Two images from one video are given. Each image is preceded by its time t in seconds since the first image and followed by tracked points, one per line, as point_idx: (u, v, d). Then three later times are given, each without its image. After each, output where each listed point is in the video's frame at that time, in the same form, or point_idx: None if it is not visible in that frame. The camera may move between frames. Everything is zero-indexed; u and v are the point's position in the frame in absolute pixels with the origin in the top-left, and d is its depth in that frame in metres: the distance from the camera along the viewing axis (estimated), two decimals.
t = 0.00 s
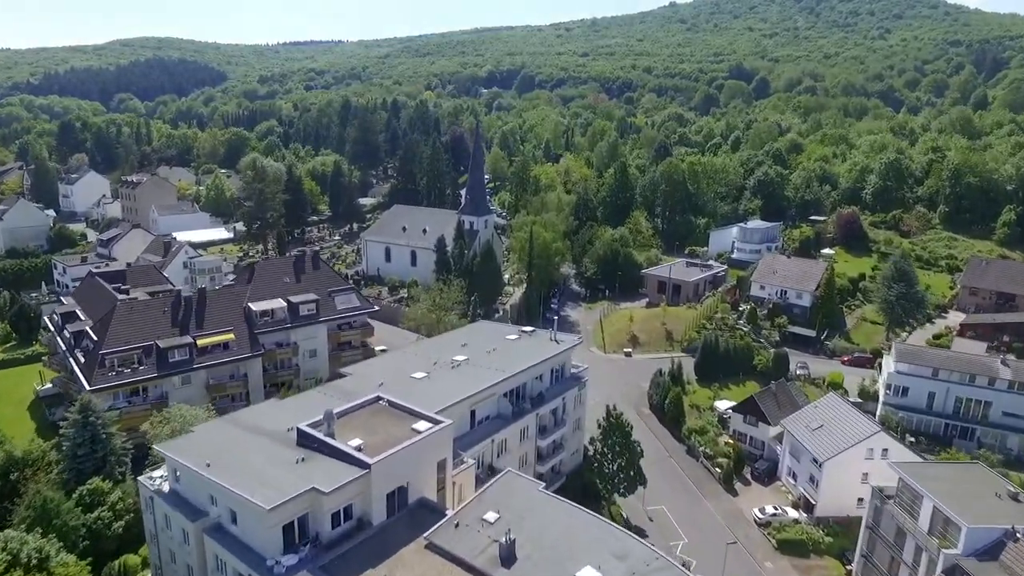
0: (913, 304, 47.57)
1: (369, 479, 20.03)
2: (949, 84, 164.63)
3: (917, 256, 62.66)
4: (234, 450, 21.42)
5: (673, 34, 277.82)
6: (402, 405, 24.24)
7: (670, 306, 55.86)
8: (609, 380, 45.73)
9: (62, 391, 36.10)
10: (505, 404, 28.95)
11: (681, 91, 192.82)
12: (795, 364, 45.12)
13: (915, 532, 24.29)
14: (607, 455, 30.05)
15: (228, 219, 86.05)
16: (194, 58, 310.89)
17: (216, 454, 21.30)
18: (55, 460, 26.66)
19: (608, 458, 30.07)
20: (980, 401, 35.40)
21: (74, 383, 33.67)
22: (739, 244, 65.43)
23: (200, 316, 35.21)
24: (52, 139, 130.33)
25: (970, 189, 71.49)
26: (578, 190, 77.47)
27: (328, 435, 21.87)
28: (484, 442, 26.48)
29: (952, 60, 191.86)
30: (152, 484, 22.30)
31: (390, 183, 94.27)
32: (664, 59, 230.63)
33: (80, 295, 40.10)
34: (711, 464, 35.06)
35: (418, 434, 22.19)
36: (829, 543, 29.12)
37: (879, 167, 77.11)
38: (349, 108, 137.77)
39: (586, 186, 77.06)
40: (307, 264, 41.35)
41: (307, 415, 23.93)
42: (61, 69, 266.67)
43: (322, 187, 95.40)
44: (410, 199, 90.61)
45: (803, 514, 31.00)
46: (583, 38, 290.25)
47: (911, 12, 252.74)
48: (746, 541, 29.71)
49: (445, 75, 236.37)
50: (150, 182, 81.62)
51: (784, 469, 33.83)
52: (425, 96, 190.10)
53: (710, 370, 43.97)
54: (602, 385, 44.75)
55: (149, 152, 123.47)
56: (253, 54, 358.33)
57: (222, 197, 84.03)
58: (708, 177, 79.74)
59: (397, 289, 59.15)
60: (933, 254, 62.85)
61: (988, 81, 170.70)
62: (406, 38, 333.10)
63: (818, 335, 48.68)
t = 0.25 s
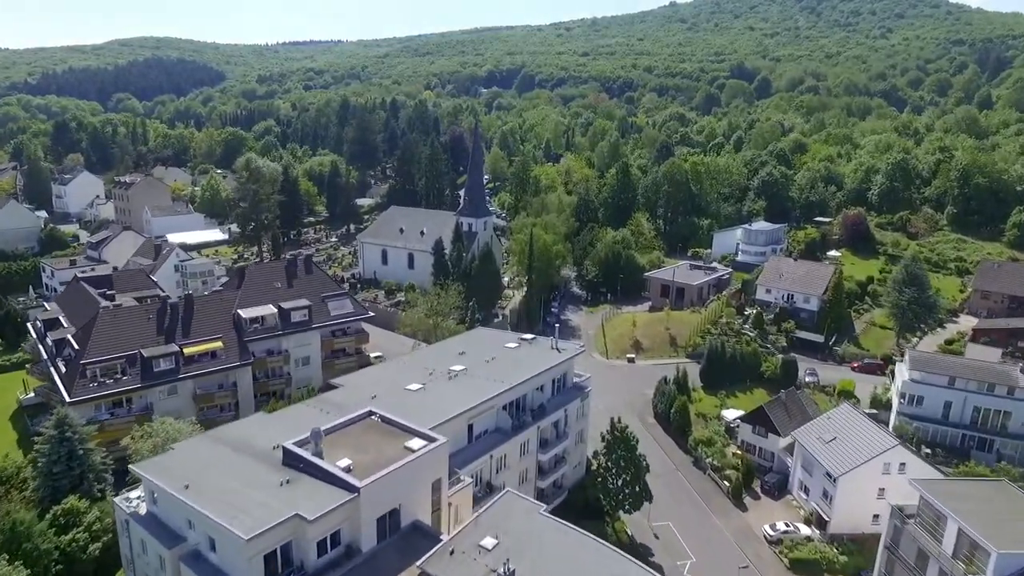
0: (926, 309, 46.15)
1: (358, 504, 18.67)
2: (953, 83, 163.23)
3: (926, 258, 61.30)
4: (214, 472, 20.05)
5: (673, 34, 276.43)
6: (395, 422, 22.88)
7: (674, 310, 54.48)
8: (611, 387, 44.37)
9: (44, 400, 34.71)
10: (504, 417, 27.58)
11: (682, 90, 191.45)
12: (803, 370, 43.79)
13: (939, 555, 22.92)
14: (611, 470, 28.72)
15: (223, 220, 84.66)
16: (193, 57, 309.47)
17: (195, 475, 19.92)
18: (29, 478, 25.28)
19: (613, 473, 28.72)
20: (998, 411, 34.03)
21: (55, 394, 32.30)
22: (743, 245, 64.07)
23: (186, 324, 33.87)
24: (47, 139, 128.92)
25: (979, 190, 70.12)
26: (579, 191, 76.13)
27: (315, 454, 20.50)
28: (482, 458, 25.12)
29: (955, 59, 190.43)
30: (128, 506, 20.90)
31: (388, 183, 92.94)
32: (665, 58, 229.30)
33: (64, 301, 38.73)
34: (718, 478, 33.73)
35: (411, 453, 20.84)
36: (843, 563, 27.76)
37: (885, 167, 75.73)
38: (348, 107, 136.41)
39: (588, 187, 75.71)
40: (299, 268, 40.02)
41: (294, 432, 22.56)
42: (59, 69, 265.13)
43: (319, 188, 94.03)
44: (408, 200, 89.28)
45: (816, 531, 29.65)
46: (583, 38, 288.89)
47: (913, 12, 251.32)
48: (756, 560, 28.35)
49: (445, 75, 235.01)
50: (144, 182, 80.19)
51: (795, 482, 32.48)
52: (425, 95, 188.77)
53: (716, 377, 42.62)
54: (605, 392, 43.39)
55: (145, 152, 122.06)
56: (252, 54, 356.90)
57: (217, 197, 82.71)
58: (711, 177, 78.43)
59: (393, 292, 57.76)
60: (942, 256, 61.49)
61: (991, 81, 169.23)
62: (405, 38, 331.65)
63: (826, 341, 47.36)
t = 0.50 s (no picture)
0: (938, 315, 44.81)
1: (345, 534, 17.30)
2: (956, 83, 161.87)
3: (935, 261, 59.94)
4: (191, 497, 18.68)
5: (674, 33, 275.09)
6: (387, 440, 21.55)
7: (678, 314, 53.10)
8: (614, 394, 43.02)
9: (24, 411, 33.33)
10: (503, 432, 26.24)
11: (683, 90, 190.10)
12: (812, 377, 42.46)
13: None
14: (615, 487, 27.38)
15: (218, 221, 83.30)
16: (191, 57, 308.06)
17: (171, 501, 18.56)
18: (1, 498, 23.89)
19: (617, 490, 27.39)
20: (1017, 423, 32.66)
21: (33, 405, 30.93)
22: (749, 248, 62.72)
23: (172, 332, 32.49)
24: (42, 139, 127.43)
25: (987, 191, 68.77)
26: (580, 192, 74.79)
27: (300, 477, 19.13)
28: (479, 477, 23.81)
29: (958, 59, 189.11)
30: (100, 533, 19.53)
31: (386, 184, 91.60)
32: (665, 58, 227.86)
33: (47, 306, 37.31)
34: (726, 492, 32.43)
35: (403, 475, 19.48)
36: None
37: (892, 168, 74.37)
38: (346, 107, 135.07)
39: (589, 188, 74.42)
40: (291, 273, 38.66)
41: (278, 453, 21.18)
42: (56, 69, 263.58)
43: (316, 189, 92.64)
44: (406, 201, 87.95)
45: (830, 550, 28.34)
46: (583, 38, 287.53)
47: (914, 11, 249.99)
48: None
49: (444, 75, 233.70)
50: (137, 184, 78.76)
51: (807, 497, 31.11)
52: (424, 95, 187.38)
53: (722, 385, 41.29)
54: (607, 401, 42.03)
55: (140, 152, 120.77)
56: (251, 54, 355.50)
57: (212, 199, 81.35)
58: (714, 178, 77.12)
59: (390, 297, 56.43)
60: (952, 260, 60.11)
61: (994, 80, 167.87)
62: (405, 38, 330.34)
63: (835, 347, 46.03)
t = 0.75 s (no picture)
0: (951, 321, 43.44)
1: (329, 569, 15.94)
2: (959, 82, 160.52)
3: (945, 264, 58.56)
4: (164, 527, 17.31)
5: (674, 33, 273.71)
6: (376, 461, 20.20)
7: (682, 320, 51.70)
8: (616, 403, 41.64)
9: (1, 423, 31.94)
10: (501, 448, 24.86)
11: (684, 90, 188.74)
12: (821, 386, 41.09)
13: None
14: (620, 506, 26.01)
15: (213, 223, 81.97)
16: (190, 57, 306.69)
17: (141, 531, 17.19)
18: None
19: (621, 510, 26.00)
20: None
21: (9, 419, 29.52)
22: (754, 250, 61.35)
23: (156, 342, 31.12)
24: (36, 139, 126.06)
25: (997, 192, 67.36)
26: (580, 193, 73.44)
27: (280, 505, 17.72)
28: (476, 498, 22.46)
29: (961, 58, 187.79)
30: (66, 564, 18.13)
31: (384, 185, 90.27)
32: (666, 58, 226.49)
33: (27, 314, 35.90)
34: (735, 508, 31.07)
35: (393, 502, 18.12)
36: None
37: (899, 168, 72.98)
38: (344, 107, 133.73)
39: (590, 189, 73.08)
40: (282, 278, 37.27)
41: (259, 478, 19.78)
42: (54, 69, 262.14)
43: (312, 190, 91.27)
44: (404, 203, 86.61)
45: (845, 572, 26.95)
46: (584, 38, 286.20)
47: (916, 11, 248.61)
48: None
49: (444, 75, 232.40)
50: (130, 185, 77.47)
51: (819, 515, 29.72)
52: (423, 95, 185.98)
53: (729, 393, 39.93)
54: (609, 410, 40.64)
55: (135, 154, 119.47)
56: (251, 55, 354.14)
57: (207, 200, 80.04)
58: (718, 179, 75.80)
59: (387, 301, 55.08)
60: (962, 263, 58.75)
61: (998, 80, 166.43)
62: (404, 38, 329.08)
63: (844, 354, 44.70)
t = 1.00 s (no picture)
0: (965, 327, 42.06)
1: None
2: (963, 82, 159.13)
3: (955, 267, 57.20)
4: (131, 563, 15.90)
5: (675, 33, 272.29)
6: (365, 486, 18.82)
7: (686, 325, 50.23)
8: (618, 412, 40.30)
9: None
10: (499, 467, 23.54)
11: (685, 90, 187.44)
12: (831, 394, 39.76)
13: None
14: (625, 527, 24.69)
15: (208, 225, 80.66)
16: (189, 57, 305.33)
17: (107, 568, 15.79)
18: None
19: (626, 531, 24.70)
20: None
21: None
22: (759, 252, 59.92)
23: (138, 351, 29.74)
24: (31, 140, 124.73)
25: (1007, 193, 65.96)
26: (581, 195, 72.12)
27: (259, 537, 16.32)
28: (472, 523, 21.11)
29: (964, 58, 186.42)
30: None
31: (382, 186, 88.92)
32: (667, 57, 225.19)
33: (7, 322, 34.51)
34: (745, 526, 29.74)
35: (383, 533, 16.74)
36: None
37: (906, 169, 71.58)
38: (342, 107, 132.43)
39: (591, 190, 71.74)
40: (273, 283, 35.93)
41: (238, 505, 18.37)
42: (52, 69, 260.80)
43: (309, 190, 89.93)
44: (402, 204, 85.28)
45: None
46: (584, 37, 284.86)
47: (918, 10, 247.23)
48: None
49: (443, 75, 231.08)
50: (123, 186, 76.13)
51: (834, 533, 28.35)
52: (422, 95, 184.65)
53: (736, 403, 38.59)
54: (612, 419, 39.31)
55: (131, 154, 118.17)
56: (249, 55, 352.77)
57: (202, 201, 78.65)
58: (721, 180, 74.49)
59: (383, 306, 53.73)
60: (973, 266, 57.39)
61: (1002, 80, 164.99)
62: (404, 38, 327.72)
63: (854, 360, 43.56)
